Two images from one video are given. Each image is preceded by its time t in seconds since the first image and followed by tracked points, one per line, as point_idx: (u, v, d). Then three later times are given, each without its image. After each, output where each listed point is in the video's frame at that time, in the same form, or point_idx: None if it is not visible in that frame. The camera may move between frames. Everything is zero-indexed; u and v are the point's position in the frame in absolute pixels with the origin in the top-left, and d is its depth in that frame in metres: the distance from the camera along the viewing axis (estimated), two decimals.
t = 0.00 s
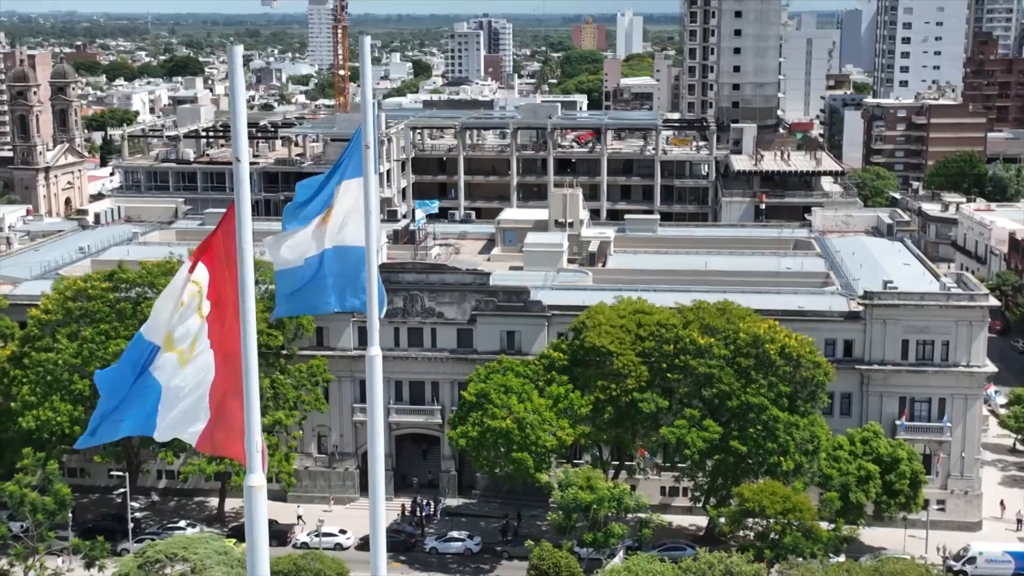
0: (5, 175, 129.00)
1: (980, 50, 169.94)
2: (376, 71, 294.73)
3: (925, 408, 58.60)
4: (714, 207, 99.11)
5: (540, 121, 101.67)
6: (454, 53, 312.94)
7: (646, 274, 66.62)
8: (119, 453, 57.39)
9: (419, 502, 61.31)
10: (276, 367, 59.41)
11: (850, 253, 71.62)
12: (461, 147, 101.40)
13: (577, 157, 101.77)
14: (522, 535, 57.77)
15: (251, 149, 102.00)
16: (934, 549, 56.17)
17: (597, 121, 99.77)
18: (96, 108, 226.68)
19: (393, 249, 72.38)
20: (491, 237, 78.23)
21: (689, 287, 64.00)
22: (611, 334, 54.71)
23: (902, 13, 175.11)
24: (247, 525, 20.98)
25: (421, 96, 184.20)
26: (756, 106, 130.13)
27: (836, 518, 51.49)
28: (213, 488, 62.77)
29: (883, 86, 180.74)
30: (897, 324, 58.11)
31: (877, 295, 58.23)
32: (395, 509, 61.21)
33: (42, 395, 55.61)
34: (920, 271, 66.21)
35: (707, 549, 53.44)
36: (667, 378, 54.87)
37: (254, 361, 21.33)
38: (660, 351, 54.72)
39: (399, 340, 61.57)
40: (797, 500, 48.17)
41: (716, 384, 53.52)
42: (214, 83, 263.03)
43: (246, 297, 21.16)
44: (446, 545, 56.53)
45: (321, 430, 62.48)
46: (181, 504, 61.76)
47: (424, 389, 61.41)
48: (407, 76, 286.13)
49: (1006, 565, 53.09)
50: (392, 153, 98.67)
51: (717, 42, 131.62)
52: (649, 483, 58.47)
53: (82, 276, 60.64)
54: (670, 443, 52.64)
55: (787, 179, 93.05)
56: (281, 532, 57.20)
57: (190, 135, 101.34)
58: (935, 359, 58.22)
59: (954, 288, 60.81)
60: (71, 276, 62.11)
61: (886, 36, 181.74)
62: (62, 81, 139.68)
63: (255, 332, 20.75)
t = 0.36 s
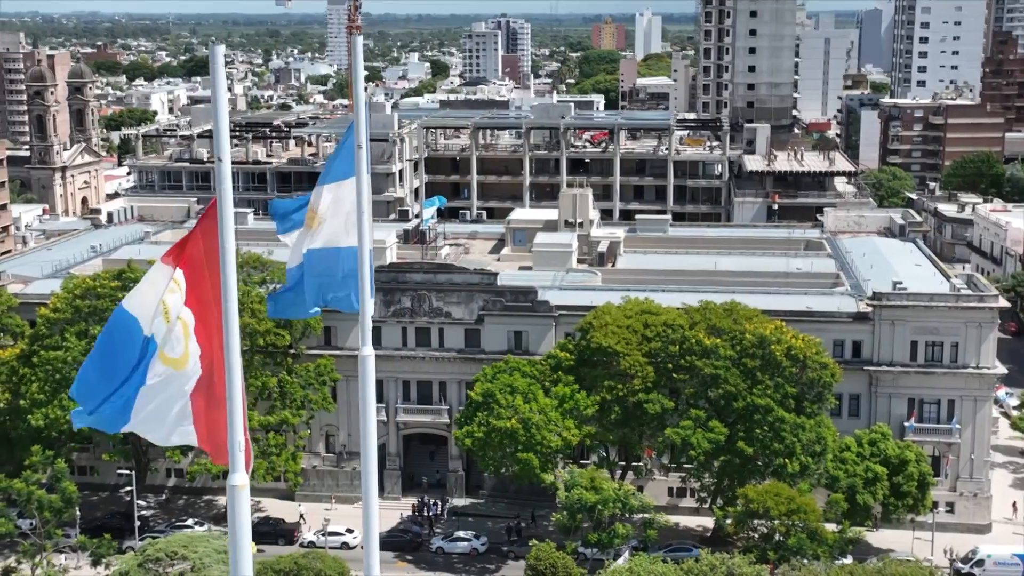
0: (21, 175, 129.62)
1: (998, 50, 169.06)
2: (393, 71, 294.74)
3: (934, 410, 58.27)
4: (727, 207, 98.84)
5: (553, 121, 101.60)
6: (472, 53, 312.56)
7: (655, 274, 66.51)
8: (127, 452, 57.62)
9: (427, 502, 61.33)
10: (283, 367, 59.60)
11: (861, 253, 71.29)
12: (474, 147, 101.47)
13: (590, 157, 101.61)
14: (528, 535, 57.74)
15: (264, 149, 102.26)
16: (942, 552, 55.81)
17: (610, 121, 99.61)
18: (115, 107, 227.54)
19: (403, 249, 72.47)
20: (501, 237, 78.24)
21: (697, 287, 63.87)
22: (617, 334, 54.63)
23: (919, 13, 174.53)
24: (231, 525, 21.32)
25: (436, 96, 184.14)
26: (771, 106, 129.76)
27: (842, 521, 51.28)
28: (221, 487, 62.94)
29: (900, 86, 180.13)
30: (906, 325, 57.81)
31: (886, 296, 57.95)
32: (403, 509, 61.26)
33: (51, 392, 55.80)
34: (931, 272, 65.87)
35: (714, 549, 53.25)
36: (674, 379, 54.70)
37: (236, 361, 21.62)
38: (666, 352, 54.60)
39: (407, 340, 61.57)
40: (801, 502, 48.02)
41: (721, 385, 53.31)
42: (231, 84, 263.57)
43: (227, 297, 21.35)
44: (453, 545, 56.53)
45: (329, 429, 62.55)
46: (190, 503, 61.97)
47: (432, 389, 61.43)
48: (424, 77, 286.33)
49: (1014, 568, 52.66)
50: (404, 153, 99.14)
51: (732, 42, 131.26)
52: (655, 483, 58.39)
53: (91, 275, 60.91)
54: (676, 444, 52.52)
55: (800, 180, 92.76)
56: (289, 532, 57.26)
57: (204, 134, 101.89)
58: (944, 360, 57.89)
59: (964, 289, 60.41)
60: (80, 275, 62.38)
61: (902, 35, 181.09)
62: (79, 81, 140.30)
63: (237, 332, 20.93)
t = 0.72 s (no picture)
0: (38, 174, 130.40)
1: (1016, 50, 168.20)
2: (411, 70, 295.15)
3: (943, 412, 57.94)
4: (740, 207, 98.57)
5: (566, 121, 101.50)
6: (490, 53, 312.72)
7: (663, 275, 66.40)
8: (134, 451, 57.82)
9: (434, 502, 61.34)
10: (290, 366, 59.70)
11: (872, 254, 71.02)
12: (487, 147, 101.55)
13: (603, 157, 101.46)
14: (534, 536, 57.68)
15: (277, 149, 102.58)
16: (950, 555, 55.42)
17: (622, 121, 99.50)
18: (134, 107, 228.56)
19: (412, 249, 72.56)
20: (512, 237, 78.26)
21: (705, 288, 63.71)
22: (623, 335, 54.52)
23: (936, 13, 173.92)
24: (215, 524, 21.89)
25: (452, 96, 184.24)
26: (786, 106, 129.51)
27: (846, 522, 51.09)
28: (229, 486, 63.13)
29: (917, 86, 179.54)
30: (914, 327, 57.54)
31: (894, 297, 57.67)
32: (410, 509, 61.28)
33: (59, 391, 56.00)
34: (942, 273, 65.56)
35: (719, 551, 53.11)
36: (680, 380, 54.61)
37: (218, 365, 21.98)
38: (672, 353, 54.53)
39: (414, 340, 61.58)
40: (804, 503, 47.85)
41: (727, 386, 53.11)
42: (249, 84, 264.42)
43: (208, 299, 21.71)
44: (458, 545, 56.52)
45: (337, 428, 62.65)
46: (198, 501, 62.14)
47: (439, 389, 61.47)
48: (442, 77, 286.87)
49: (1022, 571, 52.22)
50: (417, 153, 99.25)
51: (747, 42, 130.99)
52: (662, 484, 58.26)
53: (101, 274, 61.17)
54: (680, 445, 52.45)
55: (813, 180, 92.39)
56: (295, 531, 57.33)
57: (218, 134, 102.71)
58: (953, 362, 57.57)
59: (974, 290, 60.06)
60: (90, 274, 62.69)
61: (920, 34, 180.43)
62: (96, 81, 141.00)
63: (216, 334, 21.28)
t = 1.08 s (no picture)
0: (54, 173, 130.96)
1: None
2: (429, 71, 295.33)
3: (950, 413, 57.63)
4: (752, 208, 98.26)
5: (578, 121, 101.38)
6: (507, 53, 312.60)
7: (671, 275, 66.25)
8: (141, 450, 58.06)
9: (439, 502, 61.38)
10: (297, 366, 59.81)
11: (882, 255, 70.72)
12: (498, 147, 101.58)
13: (615, 157, 101.30)
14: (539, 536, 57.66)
15: (289, 149, 102.81)
16: (957, 558, 55.07)
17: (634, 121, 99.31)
18: (151, 107, 229.26)
19: (420, 249, 72.62)
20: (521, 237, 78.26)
21: (712, 289, 63.54)
22: (628, 335, 54.41)
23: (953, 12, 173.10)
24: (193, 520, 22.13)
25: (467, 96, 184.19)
26: (800, 106, 129.13)
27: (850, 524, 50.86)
28: (236, 484, 63.33)
29: (934, 86, 178.75)
30: (921, 328, 57.23)
31: (902, 298, 57.37)
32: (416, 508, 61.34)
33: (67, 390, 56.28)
34: (951, 274, 65.24)
35: (723, 552, 52.98)
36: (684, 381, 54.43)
37: (198, 361, 22.24)
38: (676, 354, 54.35)
39: (421, 339, 61.57)
40: (807, 505, 47.70)
41: (731, 387, 53.02)
42: (267, 84, 264.99)
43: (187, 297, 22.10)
44: (463, 544, 56.51)
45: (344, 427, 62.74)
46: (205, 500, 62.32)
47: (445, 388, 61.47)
48: (459, 77, 286.77)
49: None
50: (428, 153, 99.34)
51: (761, 42, 130.66)
52: (668, 485, 58.15)
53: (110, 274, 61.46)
54: (684, 446, 52.31)
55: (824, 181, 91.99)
56: (301, 530, 57.42)
57: (230, 134, 103.08)
58: (960, 364, 57.27)
59: (982, 291, 59.70)
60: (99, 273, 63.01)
61: (937, 33, 179.60)
62: (112, 80, 141.47)
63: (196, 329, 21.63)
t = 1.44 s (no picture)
0: (70, 172, 131.52)
1: None
2: (445, 71, 295.50)
3: (957, 415, 57.34)
4: (764, 208, 97.98)
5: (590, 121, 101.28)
6: (524, 53, 312.62)
7: (678, 276, 66.15)
8: (148, 448, 58.34)
9: (444, 501, 61.43)
10: (303, 365, 59.90)
11: (891, 255, 70.43)
12: (510, 147, 101.63)
13: (626, 157, 101.19)
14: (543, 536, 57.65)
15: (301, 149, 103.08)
16: (962, 560, 54.79)
17: (646, 121, 99.16)
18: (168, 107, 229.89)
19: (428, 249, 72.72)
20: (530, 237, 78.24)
21: (719, 289, 63.39)
22: (632, 336, 54.32)
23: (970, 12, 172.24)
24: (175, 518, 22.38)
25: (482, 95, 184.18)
26: (814, 106, 128.70)
27: (853, 526, 50.39)
28: (242, 483, 63.56)
29: (950, 86, 177.90)
30: (928, 329, 56.96)
31: (909, 299, 57.09)
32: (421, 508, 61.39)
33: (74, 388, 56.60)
34: (960, 275, 64.92)
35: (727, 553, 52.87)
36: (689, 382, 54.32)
37: (175, 359, 22.50)
38: (680, 355, 54.27)
39: (427, 339, 61.60)
40: (809, 506, 47.53)
41: (736, 388, 52.94)
42: (283, 85, 265.57)
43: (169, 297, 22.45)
44: (467, 544, 56.53)
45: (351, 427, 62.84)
46: (211, 498, 62.51)
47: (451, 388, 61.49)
48: (476, 77, 286.69)
49: None
50: (439, 153, 99.49)
51: (775, 42, 130.31)
52: (672, 486, 58.04)
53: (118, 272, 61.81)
54: (688, 446, 52.18)
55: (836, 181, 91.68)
56: (306, 529, 57.53)
57: (243, 133, 103.39)
58: (967, 365, 56.97)
59: (990, 292, 59.36)
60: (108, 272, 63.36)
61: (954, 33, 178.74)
62: (128, 80, 141.96)
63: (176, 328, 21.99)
